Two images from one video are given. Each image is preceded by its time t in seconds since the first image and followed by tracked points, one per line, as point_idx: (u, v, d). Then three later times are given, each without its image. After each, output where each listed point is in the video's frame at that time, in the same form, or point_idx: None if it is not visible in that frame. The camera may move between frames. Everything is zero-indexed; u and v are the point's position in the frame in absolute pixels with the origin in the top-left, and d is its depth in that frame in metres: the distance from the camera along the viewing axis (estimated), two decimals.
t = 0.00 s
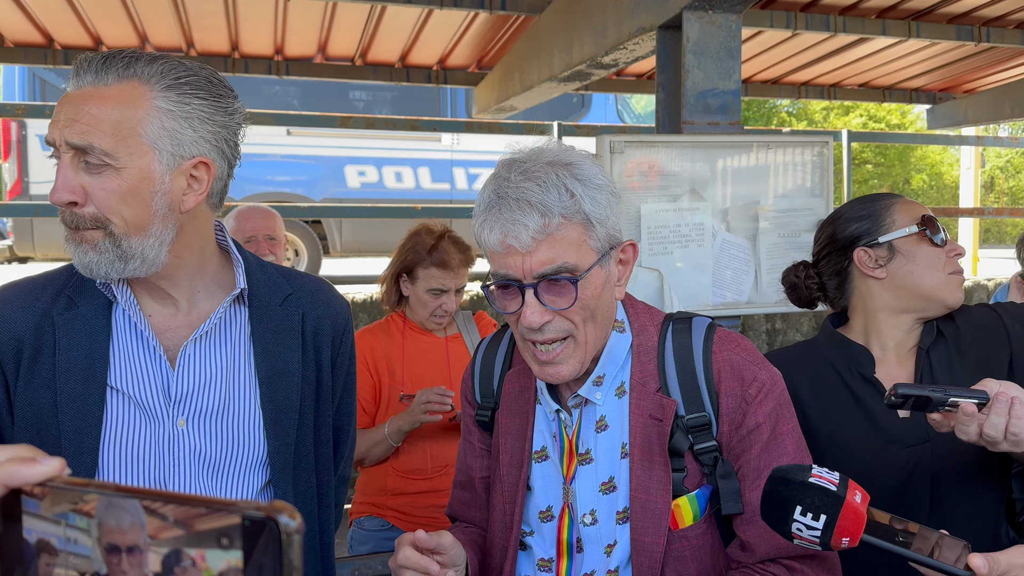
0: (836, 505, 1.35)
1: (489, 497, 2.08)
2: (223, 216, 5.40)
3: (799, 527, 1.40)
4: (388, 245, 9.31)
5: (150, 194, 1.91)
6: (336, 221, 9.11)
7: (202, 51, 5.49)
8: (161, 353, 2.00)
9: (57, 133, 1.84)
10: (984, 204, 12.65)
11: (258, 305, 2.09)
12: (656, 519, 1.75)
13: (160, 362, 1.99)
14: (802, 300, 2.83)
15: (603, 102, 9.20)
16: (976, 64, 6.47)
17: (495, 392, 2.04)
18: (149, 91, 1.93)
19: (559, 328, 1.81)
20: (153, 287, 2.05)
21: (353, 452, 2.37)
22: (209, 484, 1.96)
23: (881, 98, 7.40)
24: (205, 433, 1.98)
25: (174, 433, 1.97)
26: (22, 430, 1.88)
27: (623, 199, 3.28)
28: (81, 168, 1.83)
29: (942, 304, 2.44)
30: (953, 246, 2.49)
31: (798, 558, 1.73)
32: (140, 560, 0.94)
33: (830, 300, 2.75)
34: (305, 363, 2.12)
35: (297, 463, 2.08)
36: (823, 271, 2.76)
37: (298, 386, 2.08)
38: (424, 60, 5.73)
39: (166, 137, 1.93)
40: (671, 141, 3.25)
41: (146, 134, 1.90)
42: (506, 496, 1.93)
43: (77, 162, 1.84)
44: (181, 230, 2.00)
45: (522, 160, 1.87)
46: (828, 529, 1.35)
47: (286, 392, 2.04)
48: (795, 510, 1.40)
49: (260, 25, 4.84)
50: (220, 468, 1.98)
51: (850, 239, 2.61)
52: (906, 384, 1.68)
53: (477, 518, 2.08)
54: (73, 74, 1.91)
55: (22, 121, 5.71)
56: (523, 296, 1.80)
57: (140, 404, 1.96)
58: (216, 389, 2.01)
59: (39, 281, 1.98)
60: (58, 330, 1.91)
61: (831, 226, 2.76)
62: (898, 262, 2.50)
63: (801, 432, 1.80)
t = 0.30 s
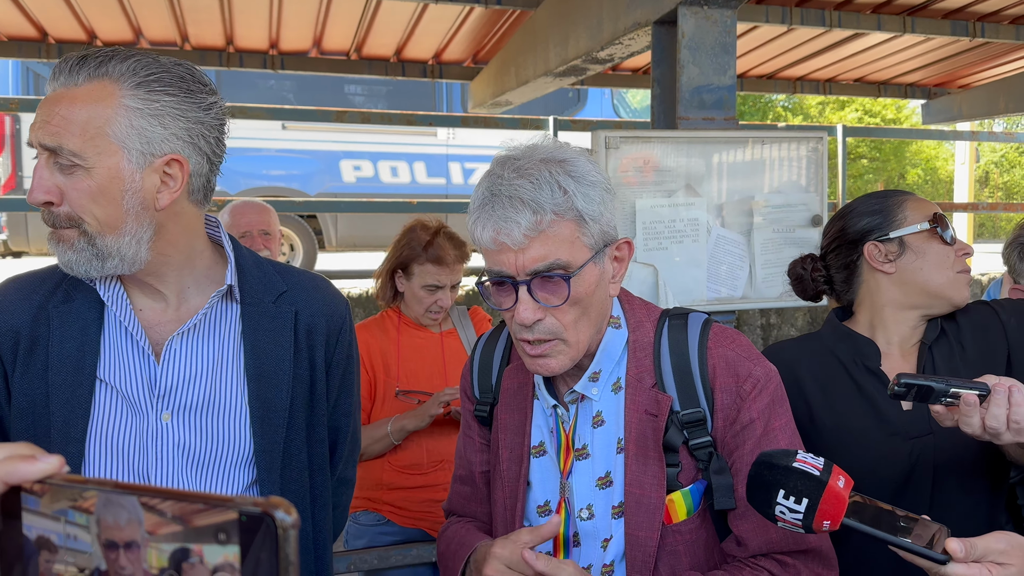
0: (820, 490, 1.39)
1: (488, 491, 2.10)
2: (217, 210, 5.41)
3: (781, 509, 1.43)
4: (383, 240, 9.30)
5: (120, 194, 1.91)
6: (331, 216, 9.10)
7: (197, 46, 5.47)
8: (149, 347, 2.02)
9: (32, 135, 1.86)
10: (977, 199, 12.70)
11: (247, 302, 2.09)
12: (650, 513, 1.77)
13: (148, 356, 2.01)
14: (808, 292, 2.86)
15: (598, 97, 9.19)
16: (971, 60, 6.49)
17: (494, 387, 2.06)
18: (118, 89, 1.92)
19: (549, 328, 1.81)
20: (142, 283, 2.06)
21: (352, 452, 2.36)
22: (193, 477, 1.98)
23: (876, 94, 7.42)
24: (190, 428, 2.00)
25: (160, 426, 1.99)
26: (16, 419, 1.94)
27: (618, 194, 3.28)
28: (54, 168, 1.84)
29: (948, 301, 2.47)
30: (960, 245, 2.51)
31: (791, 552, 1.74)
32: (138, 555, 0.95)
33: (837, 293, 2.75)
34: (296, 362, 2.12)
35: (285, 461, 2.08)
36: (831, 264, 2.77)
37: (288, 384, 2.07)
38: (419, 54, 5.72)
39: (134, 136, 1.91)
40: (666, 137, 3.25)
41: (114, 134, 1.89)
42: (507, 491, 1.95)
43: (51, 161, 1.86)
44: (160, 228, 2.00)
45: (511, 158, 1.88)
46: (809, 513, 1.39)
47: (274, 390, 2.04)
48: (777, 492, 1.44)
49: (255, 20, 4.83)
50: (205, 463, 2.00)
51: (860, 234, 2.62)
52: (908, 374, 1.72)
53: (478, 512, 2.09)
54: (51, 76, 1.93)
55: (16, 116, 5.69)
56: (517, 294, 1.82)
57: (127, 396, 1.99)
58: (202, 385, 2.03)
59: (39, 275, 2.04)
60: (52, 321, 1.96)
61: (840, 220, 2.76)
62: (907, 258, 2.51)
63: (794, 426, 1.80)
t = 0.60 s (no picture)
0: (794, 472, 1.41)
1: (485, 481, 2.10)
2: (212, 200, 5.39)
3: (759, 492, 1.45)
4: (378, 231, 9.28)
5: (100, 185, 1.90)
6: (326, 207, 9.08)
7: (190, 35, 5.44)
8: (140, 335, 2.03)
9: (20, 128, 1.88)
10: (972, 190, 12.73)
11: (236, 293, 2.07)
12: (646, 503, 1.77)
13: (138, 345, 2.02)
14: (809, 280, 2.84)
15: (594, 88, 9.17)
16: (967, 51, 6.49)
17: (491, 376, 2.07)
18: (98, 80, 1.90)
19: (547, 317, 1.81)
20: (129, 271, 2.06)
21: (351, 447, 2.33)
22: (180, 465, 1.98)
23: (872, 84, 7.42)
24: (178, 416, 2.00)
25: (149, 413, 2.00)
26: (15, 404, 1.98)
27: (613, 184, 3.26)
28: (37, 160, 1.84)
29: (949, 294, 2.47)
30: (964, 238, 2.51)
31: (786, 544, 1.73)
32: (127, 543, 0.95)
33: (839, 282, 2.75)
34: (287, 353, 2.10)
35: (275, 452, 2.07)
36: (835, 252, 2.76)
37: (279, 375, 2.05)
38: (414, 44, 5.69)
39: (113, 127, 1.89)
40: (661, 127, 3.25)
41: (93, 126, 1.88)
42: (505, 481, 1.95)
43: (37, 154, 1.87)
44: (144, 219, 1.98)
45: (507, 148, 1.87)
46: (785, 495, 1.41)
47: (264, 381, 2.03)
48: (755, 475, 1.46)
49: (249, 9, 4.81)
50: (192, 451, 2.00)
51: (864, 223, 2.61)
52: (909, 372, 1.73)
53: (475, 502, 2.09)
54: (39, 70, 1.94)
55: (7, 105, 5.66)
56: (515, 281, 1.82)
57: (117, 383, 2.00)
58: (191, 374, 2.03)
59: (39, 264, 2.08)
60: (48, 308, 2.00)
61: (844, 210, 2.76)
62: (912, 249, 2.51)
63: (791, 416, 1.79)
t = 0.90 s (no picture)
0: (805, 464, 1.39)
1: (484, 469, 2.09)
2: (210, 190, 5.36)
3: (768, 484, 1.42)
4: (376, 221, 9.25)
5: (104, 173, 1.89)
6: (323, 197, 9.03)
7: (186, 23, 5.39)
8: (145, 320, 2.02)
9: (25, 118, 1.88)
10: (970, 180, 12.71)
11: (240, 278, 2.06)
12: (648, 492, 1.76)
13: (144, 330, 2.01)
14: (812, 267, 2.85)
15: (592, 78, 9.12)
16: (966, 40, 6.46)
17: (491, 364, 2.06)
18: (100, 69, 1.89)
19: (551, 306, 1.80)
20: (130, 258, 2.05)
21: (355, 431, 2.32)
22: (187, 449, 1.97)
23: (871, 73, 7.39)
24: (184, 400, 1.99)
25: (155, 398, 1.98)
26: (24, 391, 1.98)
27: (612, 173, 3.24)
28: (42, 149, 1.83)
29: (950, 283, 2.46)
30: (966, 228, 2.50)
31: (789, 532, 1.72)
32: (119, 534, 0.93)
33: (840, 270, 2.74)
34: (291, 337, 2.09)
35: (280, 436, 2.05)
36: (836, 240, 2.75)
37: (283, 359, 2.04)
38: (410, 32, 5.65)
39: (115, 116, 1.88)
40: (659, 116, 3.23)
41: (96, 114, 1.87)
42: (505, 469, 1.94)
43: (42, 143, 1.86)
44: (148, 206, 1.97)
45: (508, 136, 1.85)
46: (797, 487, 1.39)
47: (269, 365, 2.01)
48: (765, 468, 1.42)
49: None
50: (198, 435, 1.98)
51: (866, 212, 2.59)
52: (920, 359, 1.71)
53: (475, 490, 2.08)
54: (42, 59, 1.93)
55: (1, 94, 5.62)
56: (517, 271, 1.80)
57: (123, 369, 1.99)
58: (196, 358, 2.01)
59: (47, 253, 2.08)
60: (55, 295, 1.99)
61: (846, 198, 2.74)
62: (913, 239, 2.49)
63: (795, 405, 1.78)
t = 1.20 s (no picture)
0: (828, 463, 1.37)
1: (487, 460, 2.09)
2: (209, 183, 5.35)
3: (789, 480, 1.42)
4: (374, 213, 9.23)
5: (131, 166, 1.91)
6: (322, 189, 9.01)
7: (183, 16, 5.37)
8: (166, 310, 2.03)
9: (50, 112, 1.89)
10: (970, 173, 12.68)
11: (257, 268, 2.06)
12: (650, 483, 1.76)
13: (165, 318, 2.02)
14: (812, 256, 2.82)
15: (591, 70, 9.08)
16: (967, 31, 6.43)
17: (494, 356, 2.05)
18: (126, 65, 1.92)
19: (549, 296, 1.80)
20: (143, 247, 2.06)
21: (370, 416, 2.32)
22: (206, 435, 1.98)
23: (870, 65, 7.36)
24: (204, 387, 1.99)
25: (176, 385, 1.99)
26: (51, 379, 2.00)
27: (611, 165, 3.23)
28: (69, 142, 1.86)
29: (947, 273, 2.45)
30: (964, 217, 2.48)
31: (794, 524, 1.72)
32: (117, 525, 0.93)
33: (840, 260, 2.74)
34: (307, 327, 2.08)
35: (296, 421, 2.06)
36: (836, 230, 2.75)
37: (299, 348, 2.04)
38: (409, 24, 5.62)
39: (142, 110, 1.91)
40: (659, 108, 3.20)
41: (123, 109, 1.89)
42: (508, 460, 1.94)
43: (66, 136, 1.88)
44: (172, 198, 2.00)
45: (505, 129, 1.84)
46: (818, 486, 1.38)
47: (286, 353, 2.01)
48: (787, 463, 1.41)
49: None
50: (218, 422, 1.99)
51: (864, 202, 2.59)
52: (925, 352, 1.70)
53: (478, 481, 2.08)
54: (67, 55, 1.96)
55: None
56: (512, 263, 1.79)
57: (145, 357, 2.01)
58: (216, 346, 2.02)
59: (70, 243, 2.09)
60: (79, 285, 2.01)
61: (847, 186, 2.73)
62: (909, 230, 2.49)
63: (797, 396, 1.78)
